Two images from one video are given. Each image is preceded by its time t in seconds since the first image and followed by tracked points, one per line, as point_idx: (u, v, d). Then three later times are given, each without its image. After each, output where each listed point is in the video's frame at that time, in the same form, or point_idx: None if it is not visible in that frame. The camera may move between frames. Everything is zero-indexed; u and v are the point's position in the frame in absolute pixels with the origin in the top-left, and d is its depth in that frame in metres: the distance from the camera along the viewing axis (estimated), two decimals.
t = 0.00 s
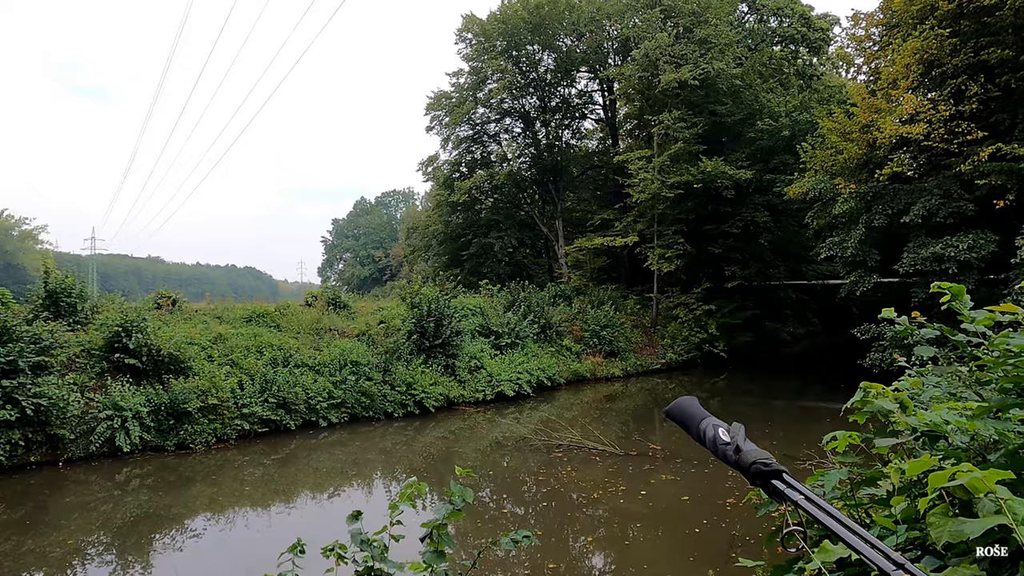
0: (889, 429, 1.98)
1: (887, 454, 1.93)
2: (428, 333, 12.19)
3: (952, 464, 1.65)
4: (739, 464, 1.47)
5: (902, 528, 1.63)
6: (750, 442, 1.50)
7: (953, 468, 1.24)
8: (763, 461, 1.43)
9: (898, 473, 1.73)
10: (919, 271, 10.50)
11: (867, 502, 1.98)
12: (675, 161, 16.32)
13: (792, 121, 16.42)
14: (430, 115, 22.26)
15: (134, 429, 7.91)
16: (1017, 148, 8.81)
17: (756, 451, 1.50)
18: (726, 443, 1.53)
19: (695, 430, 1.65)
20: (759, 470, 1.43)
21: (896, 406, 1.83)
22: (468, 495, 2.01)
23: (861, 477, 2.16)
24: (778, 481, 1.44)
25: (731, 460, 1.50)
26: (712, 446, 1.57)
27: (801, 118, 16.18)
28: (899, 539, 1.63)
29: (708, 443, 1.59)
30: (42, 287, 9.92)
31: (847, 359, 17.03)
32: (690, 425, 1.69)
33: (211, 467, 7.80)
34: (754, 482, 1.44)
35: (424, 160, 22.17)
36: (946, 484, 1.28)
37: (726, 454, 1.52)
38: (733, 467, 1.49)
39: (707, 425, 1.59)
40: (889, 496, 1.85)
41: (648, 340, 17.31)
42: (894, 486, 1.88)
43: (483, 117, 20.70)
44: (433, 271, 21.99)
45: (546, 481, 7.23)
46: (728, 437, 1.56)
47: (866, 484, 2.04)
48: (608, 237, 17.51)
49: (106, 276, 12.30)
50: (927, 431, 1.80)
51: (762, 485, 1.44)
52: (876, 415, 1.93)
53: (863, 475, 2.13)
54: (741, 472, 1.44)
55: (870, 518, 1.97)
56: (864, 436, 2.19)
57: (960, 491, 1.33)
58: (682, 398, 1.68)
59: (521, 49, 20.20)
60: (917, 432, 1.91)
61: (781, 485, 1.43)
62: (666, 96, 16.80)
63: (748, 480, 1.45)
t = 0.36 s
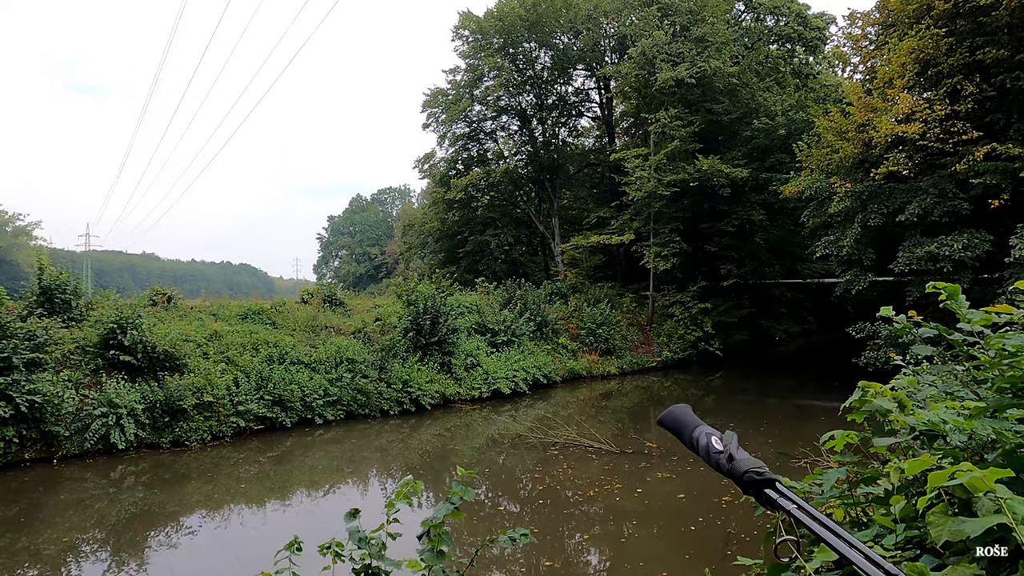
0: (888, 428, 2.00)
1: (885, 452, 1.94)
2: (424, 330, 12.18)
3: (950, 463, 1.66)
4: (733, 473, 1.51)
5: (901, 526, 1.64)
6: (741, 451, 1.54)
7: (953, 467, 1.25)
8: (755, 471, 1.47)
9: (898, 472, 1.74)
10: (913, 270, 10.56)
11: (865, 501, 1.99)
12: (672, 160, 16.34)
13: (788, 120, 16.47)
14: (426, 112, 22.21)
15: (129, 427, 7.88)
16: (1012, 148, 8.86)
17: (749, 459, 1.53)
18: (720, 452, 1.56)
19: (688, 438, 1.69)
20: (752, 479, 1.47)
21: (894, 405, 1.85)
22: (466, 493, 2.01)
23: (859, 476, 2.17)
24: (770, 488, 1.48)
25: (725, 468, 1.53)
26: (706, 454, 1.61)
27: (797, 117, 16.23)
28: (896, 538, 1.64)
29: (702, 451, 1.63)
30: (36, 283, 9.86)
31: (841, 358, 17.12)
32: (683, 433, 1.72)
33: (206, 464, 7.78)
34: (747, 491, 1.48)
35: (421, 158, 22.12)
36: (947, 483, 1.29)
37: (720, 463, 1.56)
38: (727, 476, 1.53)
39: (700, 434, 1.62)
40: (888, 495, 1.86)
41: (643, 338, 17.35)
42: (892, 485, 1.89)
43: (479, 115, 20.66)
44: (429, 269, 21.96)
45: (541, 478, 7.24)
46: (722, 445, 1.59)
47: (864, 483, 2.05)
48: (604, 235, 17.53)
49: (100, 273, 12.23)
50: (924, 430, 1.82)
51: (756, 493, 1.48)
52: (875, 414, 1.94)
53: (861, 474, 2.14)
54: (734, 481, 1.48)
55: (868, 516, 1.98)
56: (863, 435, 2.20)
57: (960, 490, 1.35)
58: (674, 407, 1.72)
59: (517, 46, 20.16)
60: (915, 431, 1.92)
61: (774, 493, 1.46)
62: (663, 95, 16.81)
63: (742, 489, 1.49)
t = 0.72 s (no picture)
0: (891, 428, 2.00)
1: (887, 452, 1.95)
2: (423, 329, 12.18)
3: (955, 464, 1.66)
4: (730, 473, 1.47)
5: (906, 527, 1.65)
6: (738, 450, 1.50)
7: (959, 468, 1.24)
8: (753, 470, 1.43)
9: (903, 471, 1.75)
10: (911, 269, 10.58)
11: (867, 500, 2.01)
12: (670, 159, 16.33)
13: (787, 119, 16.48)
14: (425, 110, 22.17)
15: (127, 424, 7.87)
16: (1010, 148, 8.88)
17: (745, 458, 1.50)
18: (716, 452, 1.52)
19: (684, 438, 1.66)
20: (749, 479, 1.43)
21: (897, 406, 1.85)
22: (467, 493, 2.02)
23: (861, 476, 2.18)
24: (768, 488, 1.44)
25: (722, 468, 1.50)
26: (702, 454, 1.57)
27: (796, 117, 16.24)
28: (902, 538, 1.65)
29: (698, 450, 1.59)
30: (33, 280, 9.84)
31: (838, 357, 17.16)
32: (680, 433, 1.69)
33: (204, 462, 7.77)
34: (745, 491, 1.44)
35: (419, 156, 22.09)
36: (952, 483, 1.28)
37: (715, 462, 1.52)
38: (724, 476, 1.49)
39: (697, 433, 1.59)
40: (890, 495, 1.87)
41: (642, 337, 17.37)
42: (895, 486, 1.90)
43: (478, 113, 20.62)
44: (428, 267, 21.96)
45: (540, 477, 7.25)
46: (718, 445, 1.56)
47: (867, 483, 2.05)
48: (603, 233, 17.53)
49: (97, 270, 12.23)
50: (928, 430, 1.83)
51: (753, 494, 1.44)
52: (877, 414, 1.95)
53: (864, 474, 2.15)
54: (731, 481, 1.45)
55: (872, 515, 1.99)
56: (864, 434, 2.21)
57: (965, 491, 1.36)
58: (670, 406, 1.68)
59: (516, 44, 20.14)
60: (918, 431, 1.92)
61: (772, 493, 1.43)
62: (662, 94, 16.81)
63: (738, 489, 1.46)
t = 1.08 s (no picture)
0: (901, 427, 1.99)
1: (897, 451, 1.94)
2: (425, 327, 12.20)
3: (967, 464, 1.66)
4: (730, 470, 1.52)
5: (918, 526, 1.63)
6: (738, 449, 1.55)
7: (972, 467, 1.25)
8: (753, 466, 1.47)
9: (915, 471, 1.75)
10: (913, 269, 10.55)
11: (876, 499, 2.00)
12: (672, 158, 16.30)
13: (789, 119, 16.45)
14: (427, 108, 22.15)
15: (129, 422, 7.88)
16: (1013, 149, 8.84)
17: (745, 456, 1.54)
18: (716, 450, 1.57)
19: (685, 437, 1.71)
20: (749, 475, 1.47)
21: (907, 405, 1.84)
22: (475, 489, 2.06)
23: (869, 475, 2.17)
24: (768, 485, 1.48)
25: (722, 466, 1.54)
26: (703, 452, 1.62)
27: (798, 116, 16.21)
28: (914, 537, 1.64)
29: (699, 449, 1.65)
30: (36, 277, 9.86)
31: (839, 357, 17.13)
32: (680, 432, 1.74)
33: (206, 460, 7.79)
34: (745, 487, 1.48)
35: (421, 154, 22.08)
36: (966, 483, 1.29)
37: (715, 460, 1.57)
38: (724, 473, 1.53)
39: (697, 432, 1.64)
40: (901, 495, 1.87)
41: (643, 336, 17.36)
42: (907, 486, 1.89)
43: (480, 111, 20.59)
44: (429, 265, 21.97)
45: (541, 475, 7.25)
46: (718, 444, 1.61)
47: (876, 483, 2.04)
48: (604, 232, 17.51)
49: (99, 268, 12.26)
50: (938, 430, 1.82)
51: (753, 490, 1.48)
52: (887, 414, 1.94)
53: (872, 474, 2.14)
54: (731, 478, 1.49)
55: (882, 515, 1.98)
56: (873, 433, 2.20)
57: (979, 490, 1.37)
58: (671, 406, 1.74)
59: (518, 43, 20.15)
60: (929, 431, 1.91)
61: (771, 489, 1.47)
62: (664, 93, 16.77)
63: (739, 485, 1.50)
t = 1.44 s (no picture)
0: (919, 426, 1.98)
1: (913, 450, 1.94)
2: (432, 324, 12.26)
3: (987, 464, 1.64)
4: (731, 468, 1.58)
5: (937, 524, 1.62)
6: (737, 447, 1.62)
7: (994, 466, 1.25)
8: (754, 466, 1.54)
9: (936, 469, 1.73)
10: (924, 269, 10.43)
11: (893, 497, 1.99)
12: (680, 156, 16.20)
13: (798, 117, 16.30)
14: (434, 106, 22.14)
15: (140, 417, 7.98)
16: None
17: (745, 454, 1.61)
18: (717, 448, 1.63)
19: (686, 435, 1.77)
20: (751, 474, 1.53)
21: (925, 404, 1.83)
22: (491, 486, 2.12)
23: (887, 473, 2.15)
24: (768, 482, 1.55)
25: (723, 464, 1.61)
26: (703, 450, 1.68)
27: (807, 114, 16.07)
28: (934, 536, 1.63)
29: (699, 446, 1.71)
30: (48, 273, 9.99)
31: (849, 356, 16.99)
32: (681, 430, 1.80)
33: (215, 455, 7.87)
34: (746, 485, 1.55)
35: (428, 152, 22.09)
36: (990, 481, 1.30)
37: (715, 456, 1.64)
38: (726, 472, 1.60)
39: (697, 430, 1.70)
40: (920, 494, 1.85)
41: (650, 335, 17.29)
42: (924, 484, 1.88)
43: (487, 109, 20.57)
44: (436, 263, 22.00)
45: (548, 473, 7.27)
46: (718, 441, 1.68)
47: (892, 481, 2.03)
48: (611, 231, 17.45)
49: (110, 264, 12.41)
50: (959, 430, 1.80)
51: (755, 487, 1.55)
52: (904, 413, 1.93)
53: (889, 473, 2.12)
54: (733, 476, 1.56)
55: (898, 513, 1.97)
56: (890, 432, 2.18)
57: (1001, 489, 1.36)
58: (671, 406, 1.80)
59: (526, 40, 20.16)
60: (948, 430, 1.89)
61: (772, 485, 1.54)
62: (672, 91, 16.67)
63: (740, 482, 1.56)
